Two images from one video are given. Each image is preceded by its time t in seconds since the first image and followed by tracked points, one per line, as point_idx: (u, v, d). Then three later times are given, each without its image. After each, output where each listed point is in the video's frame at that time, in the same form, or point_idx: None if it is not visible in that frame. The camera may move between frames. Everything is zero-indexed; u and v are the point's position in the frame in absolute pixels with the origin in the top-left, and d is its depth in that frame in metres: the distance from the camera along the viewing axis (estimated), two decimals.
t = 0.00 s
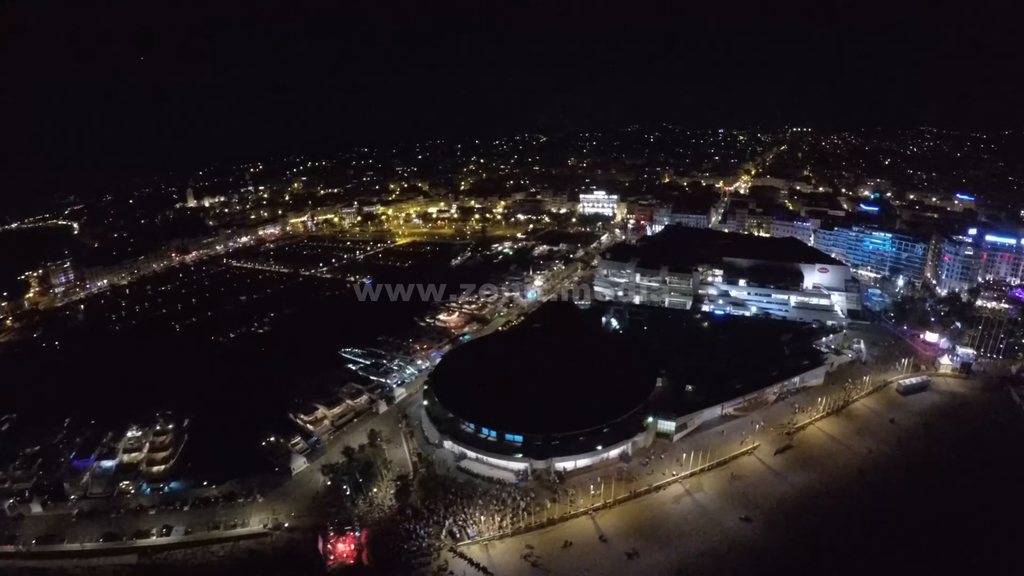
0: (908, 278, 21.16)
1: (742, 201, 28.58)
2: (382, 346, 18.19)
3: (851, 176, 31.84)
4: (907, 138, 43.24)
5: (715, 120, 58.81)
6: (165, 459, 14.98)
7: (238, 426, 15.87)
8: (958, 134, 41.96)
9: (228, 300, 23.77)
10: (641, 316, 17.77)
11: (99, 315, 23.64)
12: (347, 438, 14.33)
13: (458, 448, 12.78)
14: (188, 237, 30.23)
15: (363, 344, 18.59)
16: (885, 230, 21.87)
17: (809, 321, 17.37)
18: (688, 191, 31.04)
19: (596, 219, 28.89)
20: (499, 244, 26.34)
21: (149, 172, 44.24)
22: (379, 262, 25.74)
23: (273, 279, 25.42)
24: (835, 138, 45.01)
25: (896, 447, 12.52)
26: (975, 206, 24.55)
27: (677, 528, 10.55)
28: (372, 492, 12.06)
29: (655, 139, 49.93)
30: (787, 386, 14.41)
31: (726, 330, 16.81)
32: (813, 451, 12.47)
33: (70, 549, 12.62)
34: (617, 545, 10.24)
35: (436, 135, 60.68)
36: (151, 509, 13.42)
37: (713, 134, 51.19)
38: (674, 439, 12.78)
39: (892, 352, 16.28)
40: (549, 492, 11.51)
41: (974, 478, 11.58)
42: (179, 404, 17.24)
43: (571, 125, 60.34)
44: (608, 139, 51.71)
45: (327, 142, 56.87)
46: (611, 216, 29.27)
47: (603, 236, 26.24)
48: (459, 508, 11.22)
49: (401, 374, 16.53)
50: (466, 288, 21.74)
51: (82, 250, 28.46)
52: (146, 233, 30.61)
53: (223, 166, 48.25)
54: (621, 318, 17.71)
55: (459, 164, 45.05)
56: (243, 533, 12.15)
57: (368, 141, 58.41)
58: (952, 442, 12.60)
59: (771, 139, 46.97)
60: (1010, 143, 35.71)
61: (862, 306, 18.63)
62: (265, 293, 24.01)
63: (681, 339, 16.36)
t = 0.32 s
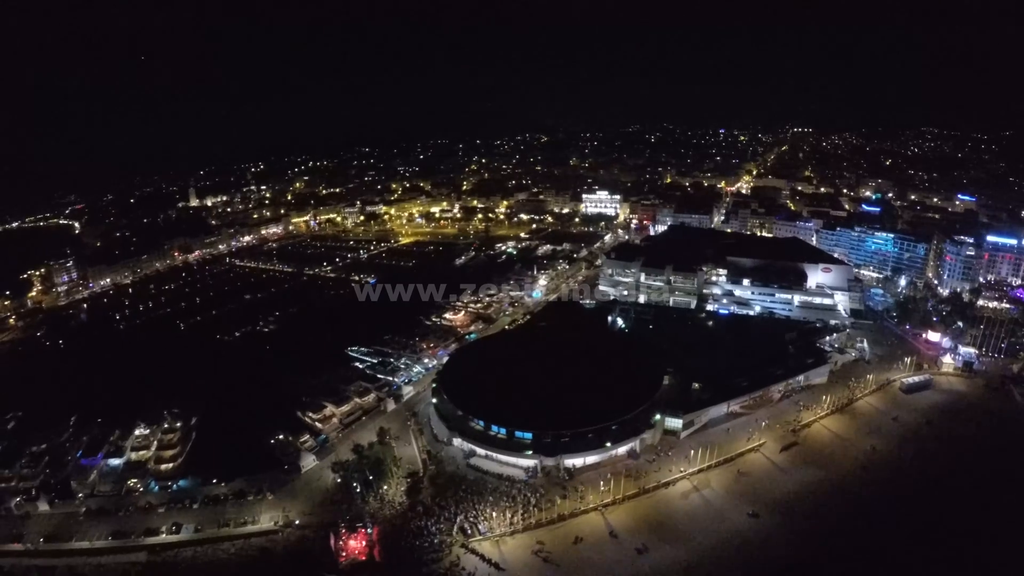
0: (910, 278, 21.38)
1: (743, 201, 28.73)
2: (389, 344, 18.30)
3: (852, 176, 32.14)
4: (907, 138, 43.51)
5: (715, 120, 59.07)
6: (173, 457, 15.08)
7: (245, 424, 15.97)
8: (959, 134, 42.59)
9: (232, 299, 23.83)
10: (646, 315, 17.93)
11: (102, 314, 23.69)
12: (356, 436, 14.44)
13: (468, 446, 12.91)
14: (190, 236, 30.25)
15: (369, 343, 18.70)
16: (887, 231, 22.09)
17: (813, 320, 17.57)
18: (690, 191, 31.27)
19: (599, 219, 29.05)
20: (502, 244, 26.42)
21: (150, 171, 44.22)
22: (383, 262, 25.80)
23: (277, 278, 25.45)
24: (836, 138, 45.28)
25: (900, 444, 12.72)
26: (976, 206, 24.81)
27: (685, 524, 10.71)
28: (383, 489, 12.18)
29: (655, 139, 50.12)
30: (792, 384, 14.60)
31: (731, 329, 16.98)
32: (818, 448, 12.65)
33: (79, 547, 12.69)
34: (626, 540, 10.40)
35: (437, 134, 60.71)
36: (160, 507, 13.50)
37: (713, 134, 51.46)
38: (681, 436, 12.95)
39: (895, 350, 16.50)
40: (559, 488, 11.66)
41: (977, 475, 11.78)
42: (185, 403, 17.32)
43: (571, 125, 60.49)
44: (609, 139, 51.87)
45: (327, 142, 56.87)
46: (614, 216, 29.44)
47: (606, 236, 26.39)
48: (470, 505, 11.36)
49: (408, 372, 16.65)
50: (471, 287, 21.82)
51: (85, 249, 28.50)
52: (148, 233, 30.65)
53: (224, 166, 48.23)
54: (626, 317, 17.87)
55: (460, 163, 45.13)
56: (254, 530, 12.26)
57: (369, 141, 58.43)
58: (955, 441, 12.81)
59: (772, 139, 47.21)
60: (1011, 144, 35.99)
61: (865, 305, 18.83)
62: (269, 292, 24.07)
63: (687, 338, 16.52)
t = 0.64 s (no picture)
0: (914, 278, 21.55)
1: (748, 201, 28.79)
2: (397, 343, 18.45)
3: (856, 177, 32.44)
4: (910, 139, 43.72)
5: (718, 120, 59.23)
6: (183, 454, 15.20)
7: (255, 422, 16.10)
8: (961, 134, 42.82)
9: (239, 298, 23.93)
10: (653, 314, 18.12)
11: (109, 313, 23.79)
12: (366, 433, 14.57)
13: (479, 443, 13.09)
14: (195, 235, 30.34)
15: (378, 341, 18.85)
16: (891, 231, 22.32)
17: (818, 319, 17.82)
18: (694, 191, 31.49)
19: (603, 219, 29.22)
20: (507, 244, 26.54)
21: (152, 169, 44.28)
22: (389, 261, 25.90)
23: (284, 277, 25.57)
24: (839, 139, 45.57)
25: (905, 442, 12.93)
26: (979, 207, 25.07)
27: (696, 519, 10.89)
28: (395, 486, 12.33)
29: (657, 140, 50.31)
30: (798, 382, 14.81)
31: (737, 328, 17.18)
32: (825, 445, 12.85)
33: (90, 544, 12.80)
34: (638, 535, 10.57)
35: (439, 134, 60.81)
36: (171, 505, 13.62)
37: (716, 134, 51.78)
38: (689, 433, 13.13)
39: (900, 349, 16.72)
40: (570, 484, 11.84)
41: (982, 473, 11.95)
42: (194, 400, 17.44)
43: (574, 125, 60.66)
44: (611, 140, 51.97)
45: (331, 142, 56.97)
46: (618, 216, 29.63)
47: (612, 236, 26.54)
48: (482, 501, 11.54)
49: (417, 370, 16.80)
50: (479, 286, 22.01)
51: (90, 248, 28.59)
52: (153, 232, 30.74)
53: (228, 165, 48.33)
54: (634, 316, 18.10)
55: (463, 164, 45.23)
56: (266, 527, 12.38)
57: (372, 140, 58.54)
58: (960, 438, 13.01)
59: (775, 140, 47.49)
60: (1013, 145, 36.26)
61: (869, 305, 19.05)
62: (275, 291, 24.16)
63: (694, 337, 16.72)
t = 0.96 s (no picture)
0: (918, 278, 21.69)
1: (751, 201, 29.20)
2: (406, 341, 18.57)
3: (859, 177, 32.66)
4: (913, 140, 43.93)
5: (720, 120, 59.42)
6: (193, 452, 15.30)
7: (265, 420, 16.22)
8: (964, 135, 43.10)
9: (245, 297, 24.00)
10: (660, 314, 18.30)
11: (114, 311, 23.87)
12: (377, 431, 14.70)
13: (490, 440, 13.25)
14: (200, 234, 30.43)
15: (386, 340, 18.96)
16: (895, 231, 22.54)
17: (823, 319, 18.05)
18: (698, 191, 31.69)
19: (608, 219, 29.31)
20: (513, 243, 26.67)
21: (155, 168, 44.36)
22: (395, 261, 25.98)
23: (290, 276, 25.66)
24: (842, 139, 45.80)
25: (912, 439, 13.12)
26: (982, 207, 25.31)
27: (706, 515, 11.06)
28: (407, 483, 12.49)
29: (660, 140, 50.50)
30: (805, 380, 15.00)
31: (744, 327, 17.35)
32: (832, 442, 13.04)
33: (100, 542, 12.89)
34: (649, 531, 10.74)
35: (442, 134, 60.96)
36: (182, 502, 13.71)
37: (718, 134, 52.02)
38: (698, 430, 13.31)
39: (905, 348, 16.92)
40: (581, 481, 12.02)
41: (988, 471, 12.11)
42: (203, 399, 17.53)
43: (576, 125, 60.84)
44: (614, 139, 52.28)
45: (333, 141, 57.08)
46: (622, 216, 29.77)
47: (617, 236, 26.68)
48: (495, 497, 11.71)
49: (426, 368, 16.94)
50: (485, 285, 22.17)
51: (94, 247, 28.64)
52: (157, 231, 30.83)
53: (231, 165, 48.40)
54: (641, 315, 18.25)
55: (466, 163, 45.36)
56: (278, 524, 12.50)
57: (375, 139, 58.60)
58: (964, 435, 13.21)
59: (778, 140, 47.71)
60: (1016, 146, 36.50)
61: (873, 305, 19.23)
62: (282, 290, 24.24)
63: (701, 336, 16.89)
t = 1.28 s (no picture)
0: (921, 278, 21.98)
1: (756, 201, 29.47)
2: (414, 340, 18.71)
3: (862, 178, 32.84)
4: (916, 140, 44.11)
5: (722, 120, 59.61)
6: (204, 449, 15.45)
7: (274, 417, 16.33)
8: (967, 136, 43.27)
9: (251, 295, 24.10)
10: (667, 313, 18.45)
11: (120, 310, 23.97)
12: (387, 428, 14.83)
13: (501, 438, 13.44)
14: (204, 233, 30.52)
15: (394, 339, 19.09)
16: (899, 231, 22.77)
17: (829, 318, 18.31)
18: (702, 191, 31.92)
19: (612, 219, 29.44)
20: (518, 243, 26.82)
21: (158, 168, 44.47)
22: (401, 260, 26.15)
23: (295, 275, 25.74)
24: (844, 140, 45.98)
25: (917, 436, 13.34)
26: (985, 208, 25.53)
27: (715, 510, 11.25)
28: (419, 480, 12.66)
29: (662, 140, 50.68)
30: (811, 379, 15.20)
31: (750, 326, 17.55)
32: (838, 439, 13.25)
33: (111, 540, 13.00)
34: (659, 526, 10.93)
35: (445, 134, 61.08)
36: (192, 499, 13.83)
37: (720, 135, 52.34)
38: (706, 428, 13.51)
39: (909, 348, 17.13)
40: (592, 477, 12.21)
41: (993, 470, 12.28)
42: (212, 397, 17.64)
43: (579, 125, 61.02)
44: (618, 139, 52.48)
45: (336, 141, 57.22)
46: (627, 216, 29.92)
47: (622, 235, 26.87)
48: (507, 494, 11.88)
49: (435, 366, 17.09)
50: (492, 284, 22.35)
51: (99, 246, 28.72)
52: (161, 230, 30.91)
53: (234, 164, 48.50)
54: (647, 314, 18.42)
55: (470, 163, 45.45)
56: (291, 521, 12.62)
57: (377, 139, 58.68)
58: (968, 433, 13.43)
59: (780, 141, 47.92)
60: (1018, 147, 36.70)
61: (878, 304, 19.44)
62: (288, 289, 24.33)
63: (708, 334, 17.10)
